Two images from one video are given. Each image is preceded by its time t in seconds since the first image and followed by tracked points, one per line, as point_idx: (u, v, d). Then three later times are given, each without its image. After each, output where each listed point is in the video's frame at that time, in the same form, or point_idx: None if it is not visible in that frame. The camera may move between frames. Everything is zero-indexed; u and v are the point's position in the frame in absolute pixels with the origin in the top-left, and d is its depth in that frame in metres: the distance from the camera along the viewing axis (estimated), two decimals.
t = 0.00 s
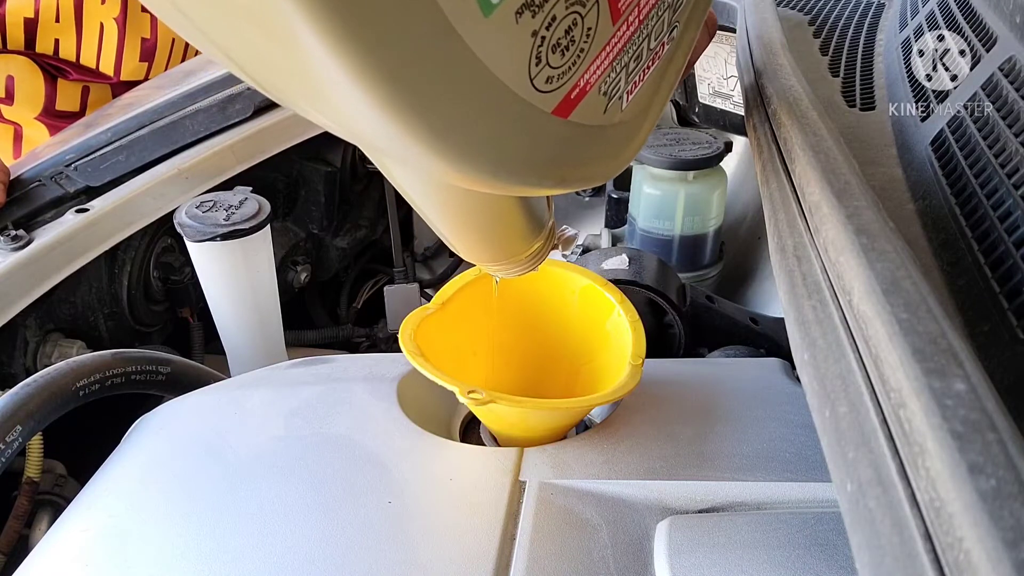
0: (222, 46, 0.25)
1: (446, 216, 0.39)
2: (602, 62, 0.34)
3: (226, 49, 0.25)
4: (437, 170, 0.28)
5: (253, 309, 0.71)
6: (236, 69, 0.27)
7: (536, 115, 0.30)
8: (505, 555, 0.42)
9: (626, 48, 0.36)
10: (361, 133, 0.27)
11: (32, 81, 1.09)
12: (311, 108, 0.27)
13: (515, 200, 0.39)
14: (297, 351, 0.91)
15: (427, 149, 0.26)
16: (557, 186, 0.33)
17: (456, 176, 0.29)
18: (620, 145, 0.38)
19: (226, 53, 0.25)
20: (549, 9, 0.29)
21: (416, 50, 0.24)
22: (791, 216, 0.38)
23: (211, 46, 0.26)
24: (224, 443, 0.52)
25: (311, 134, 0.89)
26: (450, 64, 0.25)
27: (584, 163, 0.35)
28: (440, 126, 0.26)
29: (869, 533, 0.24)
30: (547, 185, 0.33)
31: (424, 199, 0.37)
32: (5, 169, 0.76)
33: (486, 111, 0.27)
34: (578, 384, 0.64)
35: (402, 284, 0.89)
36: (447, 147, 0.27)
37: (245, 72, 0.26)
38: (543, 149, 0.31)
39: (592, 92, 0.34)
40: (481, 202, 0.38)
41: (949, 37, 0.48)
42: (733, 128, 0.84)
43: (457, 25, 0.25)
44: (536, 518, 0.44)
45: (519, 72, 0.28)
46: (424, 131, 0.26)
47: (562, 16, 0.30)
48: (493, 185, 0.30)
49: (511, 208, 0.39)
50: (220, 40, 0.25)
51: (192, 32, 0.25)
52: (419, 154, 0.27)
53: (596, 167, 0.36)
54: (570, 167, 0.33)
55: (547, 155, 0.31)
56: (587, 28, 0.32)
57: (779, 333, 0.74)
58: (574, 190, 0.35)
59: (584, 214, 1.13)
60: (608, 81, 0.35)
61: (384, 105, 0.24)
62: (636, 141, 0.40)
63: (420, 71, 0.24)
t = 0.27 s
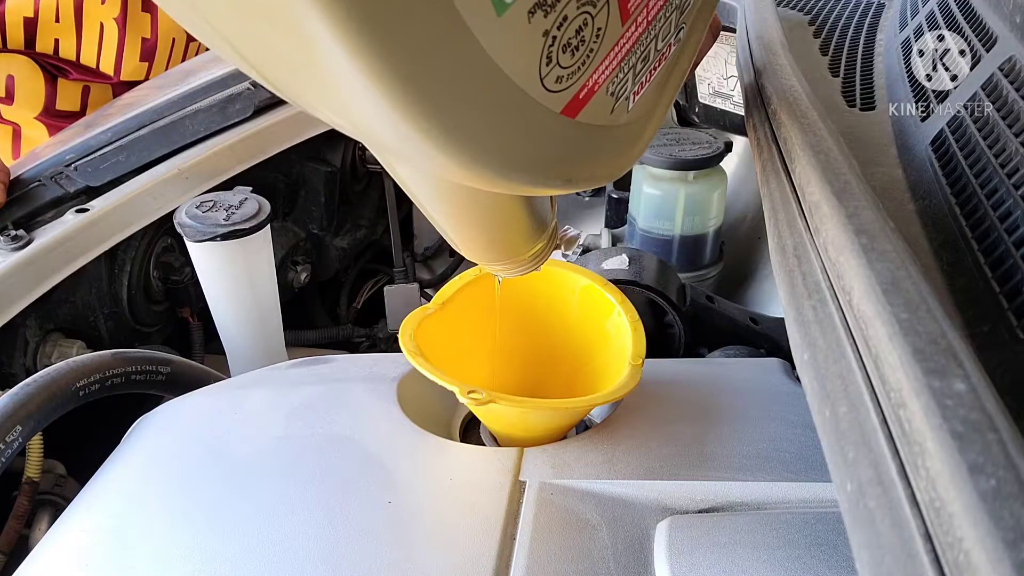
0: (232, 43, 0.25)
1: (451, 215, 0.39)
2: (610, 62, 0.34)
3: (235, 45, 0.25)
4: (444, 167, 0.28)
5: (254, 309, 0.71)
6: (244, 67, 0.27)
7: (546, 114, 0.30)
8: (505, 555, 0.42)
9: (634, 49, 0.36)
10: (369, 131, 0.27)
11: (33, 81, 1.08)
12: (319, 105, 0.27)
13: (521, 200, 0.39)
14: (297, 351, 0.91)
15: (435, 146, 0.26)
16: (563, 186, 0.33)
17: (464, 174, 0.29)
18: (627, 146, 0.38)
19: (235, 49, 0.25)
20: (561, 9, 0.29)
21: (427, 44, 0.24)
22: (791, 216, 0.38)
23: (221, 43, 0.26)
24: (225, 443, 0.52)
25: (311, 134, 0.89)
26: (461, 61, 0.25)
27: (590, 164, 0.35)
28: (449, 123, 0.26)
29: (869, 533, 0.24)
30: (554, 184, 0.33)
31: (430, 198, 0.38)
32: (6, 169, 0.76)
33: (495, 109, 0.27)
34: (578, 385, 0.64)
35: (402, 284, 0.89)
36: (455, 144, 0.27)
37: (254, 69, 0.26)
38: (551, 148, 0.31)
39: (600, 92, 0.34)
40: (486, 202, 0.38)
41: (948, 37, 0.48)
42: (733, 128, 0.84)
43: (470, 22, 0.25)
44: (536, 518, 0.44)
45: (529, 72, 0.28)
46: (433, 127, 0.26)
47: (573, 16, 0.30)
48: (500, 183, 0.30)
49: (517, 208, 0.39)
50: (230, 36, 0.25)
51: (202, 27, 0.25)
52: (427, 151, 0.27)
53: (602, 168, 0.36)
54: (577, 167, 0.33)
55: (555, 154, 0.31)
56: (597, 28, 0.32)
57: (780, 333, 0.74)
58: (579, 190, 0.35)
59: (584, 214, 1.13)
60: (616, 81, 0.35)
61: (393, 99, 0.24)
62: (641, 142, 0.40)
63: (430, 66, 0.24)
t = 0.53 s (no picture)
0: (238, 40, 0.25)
1: (454, 212, 0.39)
2: (617, 57, 0.34)
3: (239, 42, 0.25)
4: (450, 160, 0.28)
5: (254, 309, 0.71)
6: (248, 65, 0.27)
7: (553, 109, 0.30)
8: (505, 555, 0.42)
9: (640, 45, 0.36)
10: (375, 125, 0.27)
11: (33, 81, 1.08)
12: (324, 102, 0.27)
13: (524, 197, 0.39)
14: (297, 351, 0.91)
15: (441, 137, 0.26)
16: (568, 182, 0.33)
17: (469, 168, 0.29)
18: (632, 143, 0.38)
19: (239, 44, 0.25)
20: (570, 3, 0.29)
21: (437, 35, 0.24)
22: (791, 216, 0.38)
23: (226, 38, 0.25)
24: (225, 443, 0.52)
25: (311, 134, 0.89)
26: (469, 52, 0.25)
27: (596, 160, 0.35)
28: (456, 113, 0.26)
29: (869, 533, 0.24)
30: (559, 180, 0.33)
31: (433, 194, 0.37)
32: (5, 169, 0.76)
33: (502, 102, 0.27)
34: (578, 385, 0.64)
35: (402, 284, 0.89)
36: (461, 136, 0.27)
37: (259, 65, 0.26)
38: (557, 143, 0.31)
39: (607, 88, 0.34)
40: (490, 199, 0.38)
41: (949, 37, 0.48)
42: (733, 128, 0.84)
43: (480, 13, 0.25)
44: (536, 518, 0.44)
45: (537, 66, 0.28)
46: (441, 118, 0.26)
47: (581, 10, 0.30)
48: (505, 178, 0.30)
49: (520, 205, 0.40)
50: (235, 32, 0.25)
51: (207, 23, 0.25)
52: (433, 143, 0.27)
53: (608, 164, 0.36)
54: (583, 164, 0.33)
55: (561, 149, 0.31)
56: (605, 22, 0.32)
57: (780, 333, 0.74)
58: (583, 187, 0.35)
59: (584, 214, 1.13)
60: (622, 77, 0.35)
61: (401, 88, 0.24)
62: (646, 140, 0.40)
63: (439, 56, 0.24)
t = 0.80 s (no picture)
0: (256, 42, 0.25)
1: (465, 217, 0.39)
2: (636, 69, 0.34)
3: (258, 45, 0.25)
4: (466, 167, 0.28)
5: (254, 309, 0.71)
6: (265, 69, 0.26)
7: (572, 119, 0.30)
8: (505, 555, 0.42)
9: (658, 56, 0.36)
10: (393, 131, 0.27)
11: (32, 81, 1.08)
12: (341, 108, 0.26)
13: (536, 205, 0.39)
14: (297, 351, 0.91)
15: (459, 143, 0.27)
16: (582, 190, 0.33)
17: (485, 176, 0.29)
18: (647, 152, 0.38)
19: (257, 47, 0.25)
20: (593, 17, 0.29)
21: (461, 42, 0.24)
22: (791, 216, 0.38)
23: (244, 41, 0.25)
24: (225, 443, 0.52)
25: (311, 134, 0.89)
26: (492, 61, 0.25)
27: (612, 170, 0.35)
28: (475, 120, 0.26)
29: (869, 533, 0.24)
30: (574, 188, 0.33)
31: (444, 200, 0.37)
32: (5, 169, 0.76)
33: (522, 111, 0.28)
34: (579, 384, 0.64)
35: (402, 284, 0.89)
36: (479, 143, 0.27)
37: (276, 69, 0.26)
38: (574, 153, 0.31)
39: (625, 99, 0.34)
40: (501, 205, 0.38)
41: (948, 37, 0.48)
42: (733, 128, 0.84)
43: (505, 23, 0.25)
44: (536, 518, 0.44)
45: (559, 79, 0.29)
46: (459, 123, 0.26)
47: (604, 23, 0.30)
48: (521, 187, 0.30)
49: (532, 213, 0.40)
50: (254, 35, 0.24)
51: (224, 24, 0.25)
52: (451, 148, 0.27)
53: (623, 174, 0.36)
54: (598, 173, 0.34)
55: (577, 159, 0.32)
56: (626, 35, 0.32)
57: (780, 333, 0.74)
58: (596, 196, 0.35)
59: (584, 214, 1.13)
60: (640, 89, 0.35)
61: (422, 93, 0.24)
62: (659, 149, 0.40)
63: (462, 64, 0.24)
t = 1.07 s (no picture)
0: (265, 42, 0.24)
1: (470, 220, 0.38)
2: (645, 76, 0.34)
3: (268, 45, 0.24)
4: (474, 170, 0.28)
5: (254, 309, 0.71)
6: (274, 68, 0.26)
7: (582, 125, 0.30)
8: (505, 555, 0.42)
9: (667, 62, 0.36)
10: (403, 133, 0.26)
11: (31, 81, 1.05)
12: (349, 110, 0.26)
13: (542, 208, 0.39)
14: (297, 352, 0.91)
15: (469, 146, 0.26)
16: (589, 195, 0.33)
17: (494, 179, 0.29)
18: (654, 157, 0.38)
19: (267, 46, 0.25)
20: (606, 25, 0.30)
21: (475, 46, 0.24)
22: (792, 215, 0.37)
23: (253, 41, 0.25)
24: (224, 444, 0.52)
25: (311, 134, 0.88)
26: (506, 66, 0.25)
27: (620, 174, 0.35)
28: (487, 125, 0.26)
29: (869, 533, 0.24)
30: (581, 193, 0.33)
31: (450, 203, 0.37)
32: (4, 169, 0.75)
33: (533, 116, 0.27)
34: (579, 384, 0.64)
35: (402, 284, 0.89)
36: (489, 147, 0.27)
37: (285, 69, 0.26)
38: (583, 158, 0.31)
39: (635, 105, 0.34)
40: (507, 208, 0.38)
41: (949, 37, 0.48)
42: (733, 127, 0.84)
43: (520, 28, 0.25)
44: (536, 518, 0.44)
45: (572, 86, 0.29)
46: (471, 127, 0.26)
47: (617, 30, 0.30)
48: (530, 191, 0.30)
49: (537, 215, 0.39)
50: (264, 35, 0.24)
51: (233, 23, 0.25)
52: (461, 151, 0.27)
53: (630, 179, 0.36)
54: (606, 178, 0.33)
55: (586, 164, 0.31)
56: (637, 41, 0.32)
57: (780, 333, 0.74)
58: (603, 201, 0.35)
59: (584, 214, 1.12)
60: (649, 94, 0.35)
61: (434, 96, 0.24)
62: (665, 153, 0.40)
63: (476, 68, 0.24)
